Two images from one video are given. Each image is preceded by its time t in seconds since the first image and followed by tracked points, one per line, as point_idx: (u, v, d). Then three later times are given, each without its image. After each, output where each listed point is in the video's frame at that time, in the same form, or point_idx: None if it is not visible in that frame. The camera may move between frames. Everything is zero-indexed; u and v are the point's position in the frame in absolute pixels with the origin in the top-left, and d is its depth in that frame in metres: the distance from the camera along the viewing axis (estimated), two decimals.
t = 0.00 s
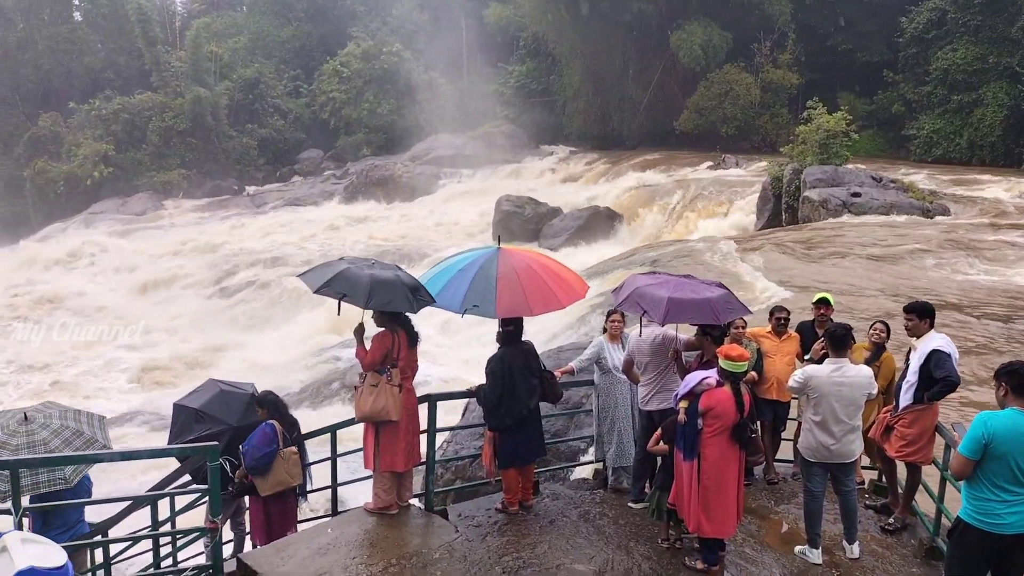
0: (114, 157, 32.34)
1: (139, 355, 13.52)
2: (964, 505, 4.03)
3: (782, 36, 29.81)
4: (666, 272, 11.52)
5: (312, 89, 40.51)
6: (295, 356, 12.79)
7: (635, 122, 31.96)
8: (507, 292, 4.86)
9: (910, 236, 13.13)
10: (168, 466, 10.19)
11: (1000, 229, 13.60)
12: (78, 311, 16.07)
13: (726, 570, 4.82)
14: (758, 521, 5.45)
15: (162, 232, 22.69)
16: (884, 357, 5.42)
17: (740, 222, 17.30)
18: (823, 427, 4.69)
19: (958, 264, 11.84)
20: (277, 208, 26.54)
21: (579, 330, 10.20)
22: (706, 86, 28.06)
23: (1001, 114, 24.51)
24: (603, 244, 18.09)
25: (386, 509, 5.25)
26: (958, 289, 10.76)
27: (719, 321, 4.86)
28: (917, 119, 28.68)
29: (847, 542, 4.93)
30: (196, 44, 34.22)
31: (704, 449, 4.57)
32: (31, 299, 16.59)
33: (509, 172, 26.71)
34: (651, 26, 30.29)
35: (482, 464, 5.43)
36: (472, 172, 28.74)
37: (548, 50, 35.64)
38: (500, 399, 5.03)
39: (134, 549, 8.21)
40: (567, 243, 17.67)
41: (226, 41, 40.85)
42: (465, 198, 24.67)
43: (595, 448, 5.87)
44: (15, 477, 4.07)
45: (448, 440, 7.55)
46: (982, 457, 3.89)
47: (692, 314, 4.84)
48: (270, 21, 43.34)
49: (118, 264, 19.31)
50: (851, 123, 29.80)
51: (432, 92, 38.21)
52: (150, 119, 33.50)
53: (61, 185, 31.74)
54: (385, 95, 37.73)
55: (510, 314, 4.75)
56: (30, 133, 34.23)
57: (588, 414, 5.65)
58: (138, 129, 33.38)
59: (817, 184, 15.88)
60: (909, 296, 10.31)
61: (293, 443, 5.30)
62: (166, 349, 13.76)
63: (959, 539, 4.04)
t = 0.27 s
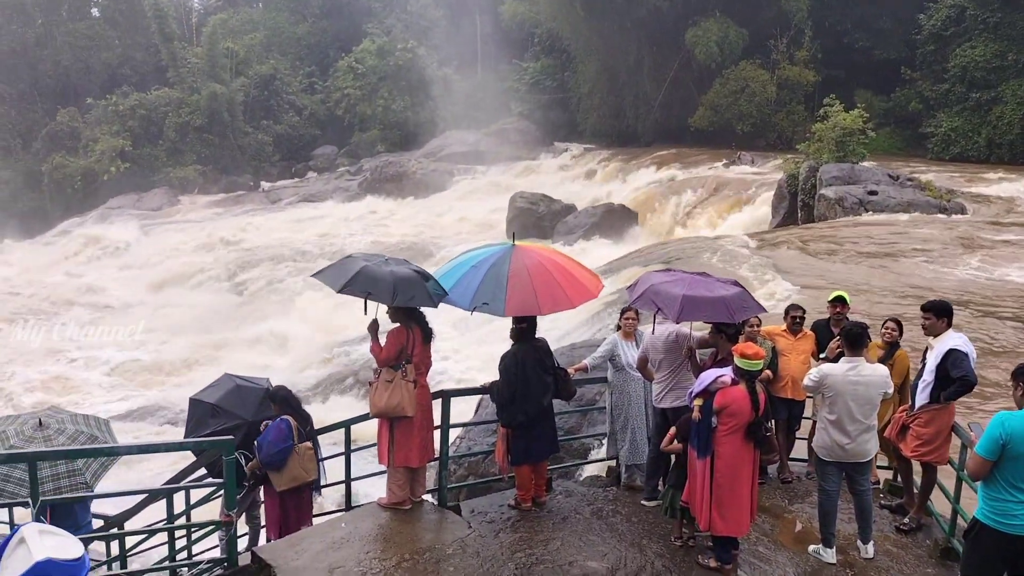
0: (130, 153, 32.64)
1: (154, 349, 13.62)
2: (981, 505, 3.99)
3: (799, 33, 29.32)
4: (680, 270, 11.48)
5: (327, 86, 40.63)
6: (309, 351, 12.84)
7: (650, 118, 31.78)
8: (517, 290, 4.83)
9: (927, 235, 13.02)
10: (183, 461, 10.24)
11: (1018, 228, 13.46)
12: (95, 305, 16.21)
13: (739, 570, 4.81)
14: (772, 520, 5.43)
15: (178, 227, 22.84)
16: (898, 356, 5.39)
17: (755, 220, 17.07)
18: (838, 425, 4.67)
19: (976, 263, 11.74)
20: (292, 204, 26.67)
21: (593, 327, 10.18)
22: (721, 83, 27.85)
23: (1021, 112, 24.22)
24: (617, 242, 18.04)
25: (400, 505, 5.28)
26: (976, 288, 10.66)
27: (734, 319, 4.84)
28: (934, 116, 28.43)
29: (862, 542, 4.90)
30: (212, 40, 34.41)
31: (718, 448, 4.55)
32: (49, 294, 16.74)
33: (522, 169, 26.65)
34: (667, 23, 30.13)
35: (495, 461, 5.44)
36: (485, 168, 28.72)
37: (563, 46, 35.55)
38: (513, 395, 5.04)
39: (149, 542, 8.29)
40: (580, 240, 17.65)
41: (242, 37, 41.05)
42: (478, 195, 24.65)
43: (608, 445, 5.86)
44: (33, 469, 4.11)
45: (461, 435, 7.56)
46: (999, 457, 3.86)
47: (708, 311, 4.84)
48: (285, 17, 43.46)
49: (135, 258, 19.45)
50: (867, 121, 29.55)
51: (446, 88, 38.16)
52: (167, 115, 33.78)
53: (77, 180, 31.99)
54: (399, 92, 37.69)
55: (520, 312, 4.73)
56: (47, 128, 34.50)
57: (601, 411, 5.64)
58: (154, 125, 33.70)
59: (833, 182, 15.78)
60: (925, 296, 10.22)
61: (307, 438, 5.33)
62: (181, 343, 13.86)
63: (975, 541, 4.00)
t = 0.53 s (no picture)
0: (150, 151, 33.10)
1: (173, 346, 13.76)
2: (1000, 507, 3.94)
3: (818, 31, 29.09)
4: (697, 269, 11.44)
5: (344, 84, 40.78)
6: (326, 349, 12.92)
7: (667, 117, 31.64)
8: (530, 290, 4.81)
9: (947, 234, 12.89)
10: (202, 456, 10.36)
11: None
12: (114, 302, 16.39)
13: (756, 570, 4.79)
14: (789, 520, 5.40)
15: (196, 225, 23.05)
16: (916, 357, 5.35)
17: (772, 219, 16.96)
18: (856, 427, 4.63)
19: (997, 263, 11.60)
20: (309, 202, 26.84)
21: (609, 326, 10.18)
22: (739, 81, 27.61)
23: None
24: (633, 240, 18.03)
25: (415, 502, 5.29)
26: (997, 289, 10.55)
27: (752, 319, 4.81)
28: (954, 115, 28.15)
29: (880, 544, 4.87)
30: (231, 39, 34.72)
31: (735, 448, 4.54)
32: (69, 290, 16.95)
33: (538, 168, 26.67)
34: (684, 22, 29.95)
35: (510, 459, 5.44)
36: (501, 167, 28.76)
37: (580, 44, 35.50)
38: (529, 394, 5.04)
39: (167, 538, 8.37)
40: (596, 239, 17.66)
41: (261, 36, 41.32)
42: (494, 193, 24.69)
43: (624, 444, 5.86)
44: (54, 464, 4.16)
45: (476, 434, 7.59)
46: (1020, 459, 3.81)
47: (725, 311, 4.81)
48: (302, 16, 43.71)
49: (153, 255, 19.65)
50: (886, 119, 29.31)
51: (462, 87, 38.22)
52: (186, 113, 34.19)
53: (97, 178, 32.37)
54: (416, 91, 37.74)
55: (532, 312, 4.72)
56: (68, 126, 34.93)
57: (617, 410, 5.63)
58: (174, 123, 34.10)
59: (851, 181, 15.67)
60: (945, 296, 10.13)
61: (323, 436, 5.34)
62: (199, 340, 13.98)
63: (994, 543, 3.96)
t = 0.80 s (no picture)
0: (172, 151, 33.48)
1: (194, 344, 13.88)
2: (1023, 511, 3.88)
3: (840, 31, 28.81)
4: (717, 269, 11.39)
5: (364, 84, 40.89)
6: (345, 348, 12.99)
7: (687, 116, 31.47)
8: (549, 291, 4.80)
9: (971, 235, 12.72)
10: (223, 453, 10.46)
11: None
12: (137, 300, 16.56)
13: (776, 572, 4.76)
14: (810, 523, 5.37)
15: (218, 223, 23.24)
16: (939, 359, 5.30)
17: (793, 220, 16.82)
18: (878, 429, 4.60)
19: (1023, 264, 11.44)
20: (329, 201, 27.00)
21: (629, 327, 10.16)
22: (760, 81, 27.41)
23: None
24: (652, 240, 17.98)
25: (434, 501, 5.31)
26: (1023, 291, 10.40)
27: (773, 321, 4.78)
28: (979, 115, 27.76)
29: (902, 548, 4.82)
30: (252, 39, 34.99)
31: (756, 449, 4.51)
32: (92, 288, 17.15)
33: (557, 167, 26.64)
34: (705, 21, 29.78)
35: (529, 459, 5.44)
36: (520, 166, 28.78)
37: (599, 44, 35.38)
38: (548, 394, 5.03)
39: (188, 534, 8.44)
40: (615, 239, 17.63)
41: (282, 36, 41.60)
42: (513, 193, 24.70)
43: (643, 445, 5.84)
44: (79, 460, 4.20)
45: (495, 433, 7.61)
46: None
47: (746, 312, 4.79)
48: (323, 17, 43.92)
49: (175, 253, 19.82)
50: (909, 119, 28.96)
51: (482, 86, 38.24)
52: (208, 112, 34.49)
53: (120, 178, 32.74)
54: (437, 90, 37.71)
55: (550, 313, 4.71)
56: (92, 126, 35.36)
57: (636, 410, 5.62)
58: (196, 123, 34.52)
59: (874, 181, 15.51)
60: (971, 298, 10.01)
61: (342, 435, 5.36)
62: (220, 339, 14.11)
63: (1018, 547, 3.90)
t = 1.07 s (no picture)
0: (198, 151, 33.88)
1: (220, 342, 14.02)
2: None
3: (868, 30, 28.50)
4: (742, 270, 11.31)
5: (389, 84, 40.99)
6: (369, 346, 13.06)
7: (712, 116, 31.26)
8: (572, 291, 4.80)
9: (1002, 236, 12.54)
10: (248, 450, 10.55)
11: None
12: (164, 298, 16.77)
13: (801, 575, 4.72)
14: (836, 526, 5.32)
15: (243, 222, 23.47)
16: (968, 362, 5.24)
17: (819, 221, 16.67)
18: (906, 432, 4.55)
19: None
20: (354, 201, 27.15)
21: (653, 327, 10.13)
22: (786, 80, 27.21)
23: None
24: (676, 240, 17.94)
25: (457, 500, 5.32)
26: None
27: (799, 322, 4.74)
28: (1011, 114, 27.29)
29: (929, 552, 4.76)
30: (279, 40, 35.29)
31: (782, 451, 4.48)
32: (121, 286, 17.39)
33: (580, 167, 26.60)
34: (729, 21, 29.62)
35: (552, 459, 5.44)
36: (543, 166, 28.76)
37: (624, 43, 35.26)
38: (571, 395, 5.02)
39: (214, 531, 8.53)
40: (639, 238, 17.59)
41: (308, 37, 41.92)
42: (536, 193, 24.69)
43: (667, 446, 5.82)
44: (108, 456, 4.23)
45: (517, 433, 7.64)
46: None
47: (772, 313, 4.76)
48: (349, 18, 44.19)
49: (202, 252, 20.06)
50: (938, 119, 28.53)
51: (505, 86, 38.26)
52: (235, 113, 34.98)
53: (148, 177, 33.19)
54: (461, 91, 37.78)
55: (573, 313, 4.70)
56: (121, 125, 35.90)
57: (660, 411, 5.60)
58: (223, 123, 34.97)
59: (902, 181, 15.31)
60: (1002, 299, 9.86)
61: (366, 434, 5.39)
62: (245, 337, 14.24)
63: None
